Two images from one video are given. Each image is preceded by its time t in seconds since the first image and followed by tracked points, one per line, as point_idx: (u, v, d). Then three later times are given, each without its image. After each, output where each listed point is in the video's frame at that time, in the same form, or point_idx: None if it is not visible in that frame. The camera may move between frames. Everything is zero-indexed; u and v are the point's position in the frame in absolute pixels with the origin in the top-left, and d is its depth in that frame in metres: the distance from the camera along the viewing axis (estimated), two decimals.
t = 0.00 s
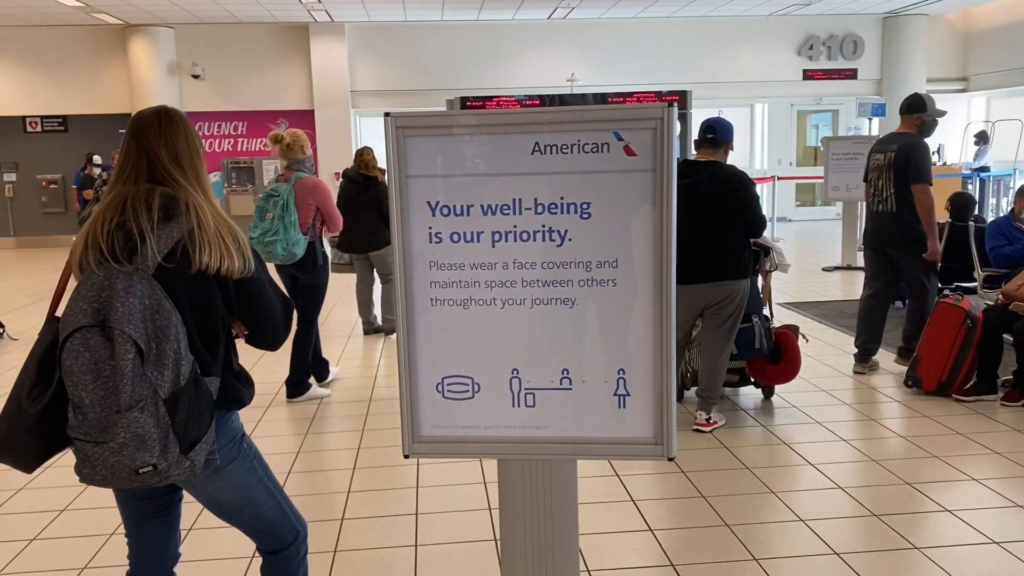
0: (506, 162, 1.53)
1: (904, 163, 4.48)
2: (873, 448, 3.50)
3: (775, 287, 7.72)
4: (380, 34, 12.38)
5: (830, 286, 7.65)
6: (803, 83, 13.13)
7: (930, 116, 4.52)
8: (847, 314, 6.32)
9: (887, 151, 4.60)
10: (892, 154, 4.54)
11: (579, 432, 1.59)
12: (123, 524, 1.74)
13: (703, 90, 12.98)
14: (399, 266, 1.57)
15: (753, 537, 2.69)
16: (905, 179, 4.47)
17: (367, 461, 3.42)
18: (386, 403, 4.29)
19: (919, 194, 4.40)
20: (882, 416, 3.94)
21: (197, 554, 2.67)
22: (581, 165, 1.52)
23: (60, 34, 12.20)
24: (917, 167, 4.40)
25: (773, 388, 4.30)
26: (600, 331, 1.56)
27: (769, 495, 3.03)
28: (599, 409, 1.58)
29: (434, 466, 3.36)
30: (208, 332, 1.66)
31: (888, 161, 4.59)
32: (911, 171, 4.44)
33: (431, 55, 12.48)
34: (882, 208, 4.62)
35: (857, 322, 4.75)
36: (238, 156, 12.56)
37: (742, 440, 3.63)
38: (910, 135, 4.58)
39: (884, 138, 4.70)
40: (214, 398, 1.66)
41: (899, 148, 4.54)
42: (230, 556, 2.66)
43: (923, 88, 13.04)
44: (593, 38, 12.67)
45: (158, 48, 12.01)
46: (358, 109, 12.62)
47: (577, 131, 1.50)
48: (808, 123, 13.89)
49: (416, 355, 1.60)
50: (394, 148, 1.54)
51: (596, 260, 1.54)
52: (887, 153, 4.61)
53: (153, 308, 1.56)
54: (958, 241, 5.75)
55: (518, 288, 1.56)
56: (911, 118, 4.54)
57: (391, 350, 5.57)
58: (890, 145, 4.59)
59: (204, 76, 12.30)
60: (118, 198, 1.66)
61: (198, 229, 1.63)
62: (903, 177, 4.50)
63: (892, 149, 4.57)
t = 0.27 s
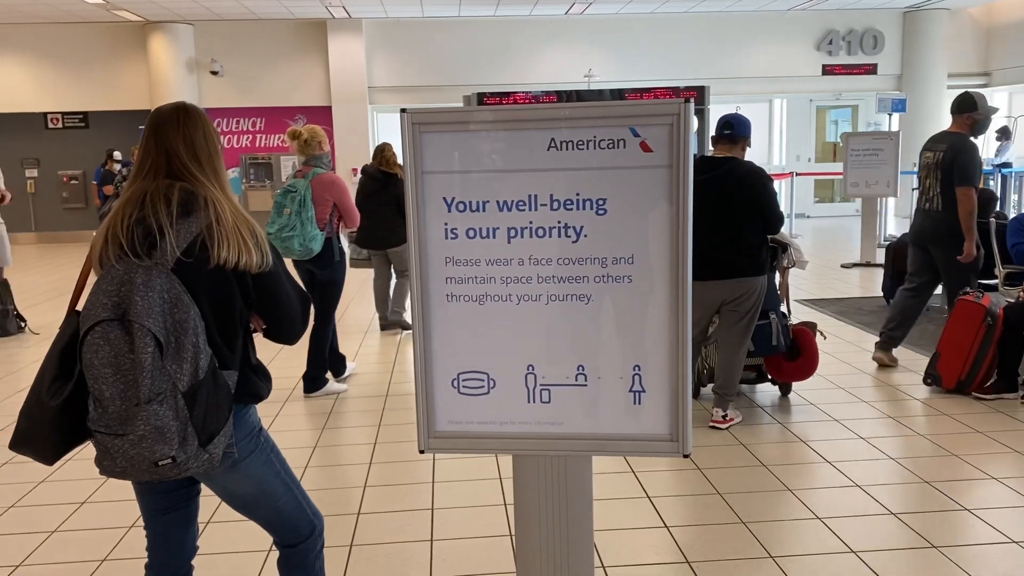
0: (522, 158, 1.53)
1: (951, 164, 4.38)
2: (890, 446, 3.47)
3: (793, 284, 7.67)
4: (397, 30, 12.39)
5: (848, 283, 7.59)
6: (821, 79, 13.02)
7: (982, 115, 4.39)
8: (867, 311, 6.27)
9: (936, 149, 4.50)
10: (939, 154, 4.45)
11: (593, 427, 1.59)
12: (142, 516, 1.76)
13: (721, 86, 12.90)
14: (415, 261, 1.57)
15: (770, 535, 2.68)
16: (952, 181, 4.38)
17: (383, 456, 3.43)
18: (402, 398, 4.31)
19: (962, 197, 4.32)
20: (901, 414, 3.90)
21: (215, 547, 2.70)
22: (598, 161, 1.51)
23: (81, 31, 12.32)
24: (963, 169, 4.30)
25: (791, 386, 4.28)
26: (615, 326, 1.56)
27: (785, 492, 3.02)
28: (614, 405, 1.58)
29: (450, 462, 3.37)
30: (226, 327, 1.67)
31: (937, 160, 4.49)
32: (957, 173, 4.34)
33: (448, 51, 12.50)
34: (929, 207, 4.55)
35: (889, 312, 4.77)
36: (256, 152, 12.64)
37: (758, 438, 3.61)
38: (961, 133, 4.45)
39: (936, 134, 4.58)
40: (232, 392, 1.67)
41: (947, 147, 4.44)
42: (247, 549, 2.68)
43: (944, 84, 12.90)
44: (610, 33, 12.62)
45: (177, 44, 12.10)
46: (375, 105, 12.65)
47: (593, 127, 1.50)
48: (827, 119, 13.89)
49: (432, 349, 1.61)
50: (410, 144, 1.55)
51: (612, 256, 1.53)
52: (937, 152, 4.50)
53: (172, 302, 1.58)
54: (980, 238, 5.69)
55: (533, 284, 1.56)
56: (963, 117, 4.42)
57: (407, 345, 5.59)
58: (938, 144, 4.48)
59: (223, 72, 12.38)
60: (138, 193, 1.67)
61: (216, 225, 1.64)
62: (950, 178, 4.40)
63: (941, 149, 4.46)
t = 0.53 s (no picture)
0: (538, 153, 1.53)
1: (1007, 154, 4.40)
2: (910, 443, 3.44)
3: (813, 280, 7.61)
4: (415, 25, 12.40)
5: (869, 279, 7.52)
6: (841, 72, 12.90)
7: None
8: (887, 307, 6.21)
9: (989, 141, 4.51)
10: (993, 145, 4.47)
11: (610, 423, 1.59)
12: (162, 508, 1.77)
13: (740, 79, 12.80)
14: (431, 257, 1.58)
15: (787, 531, 2.67)
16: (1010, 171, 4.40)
17: (401, 450, 3.45)
18: (420, 392, 4.32)
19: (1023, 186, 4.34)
20: (921, 411, 3.87)
21: (235, 540, 2.72)
22: (614, 157, 1.51)
23: (102, 27, 12.43)
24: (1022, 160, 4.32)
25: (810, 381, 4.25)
26: (632, 322, 1.55)
27: (804, 489, 3.00)
28: (630, 401, 1.58)
29: (467, 457, 3.38)
30: (246, 321, 1.69)
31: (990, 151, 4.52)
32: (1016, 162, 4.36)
33: (466, 45, 12.50)
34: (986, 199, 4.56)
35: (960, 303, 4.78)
36: (274, 147, 12.70)
37: (777, 434, 3.59)
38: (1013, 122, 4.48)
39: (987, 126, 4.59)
40: (251, 385, 1.68)
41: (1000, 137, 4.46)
42: (266, 542, 2.71)
43: (967, 77, 12.74)
44: (628, 26, 12.55)
45: (196, 40, 12.18)
46: (393, 100, 12.68)
47: (610, 122, 1.49)
48: (847, 112, 13.69)
49: (449, 344, 1.61)
50: (427, 140, 1.55)
51: (628, 251, 1.53)
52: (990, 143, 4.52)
53: (192, 296, 1.59)
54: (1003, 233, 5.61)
55: (550, 279, 1.56)
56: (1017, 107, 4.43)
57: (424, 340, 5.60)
58: (991, 135, 4.50)
59: (242, 68, 12.46)
60: (158, 189, 1.69)
61: (236, 219, 1.66)
62: (1007, 168, 4.42)
63: (993, 139, 4.49)
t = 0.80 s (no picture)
0: (560, 147, 1.52)
1: None
2: (934, 440, 3.40)
3: (836, 275, 7.54)
4: (437, 19, 12.41)
5: (893, 274, 7.43)
6: (867, 65, 12.74)
7: None
8: (912, 302, 6.14)
9: None
10: None
11: (630, 418, 1.58)
12: (185, 499, 1.79)
13: (764, 72, 12.68)
14: (451, 251, 1.58)
15: (808, 527, 2.65)
16: None
17: (421, 443, 3.46)
18: (440, 386, 4.33)
19: None
20: (946, 407, 3.82)
21: (257, 532, 2.75)
22: (635, 151, 1.50)
23: (128, 22, 12.55)
24: None
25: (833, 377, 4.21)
26: (653, 317, 1.55)
27: (825, 485, 2.98)
28: (651, 396, 1.58)
29: (487, 450, 3.39)
30: (268, 314, 1.70)
31: None
32: None
33: (487, 38, 12.48)
34: None
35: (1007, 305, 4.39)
36: (297, 141, 12.77)
37: (798, 430, 3.57)
38: None
39: None
40: (274, 377, 1.70)
41: None
42: (287, 534, 2.73)
43: (995, 69, 12.54)
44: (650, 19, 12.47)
45: (220, 35, 12.28)
46: (414, 94, 12.69)
47: (631, 116, 1.49)
48: (873, 105, 13.58)
49: (469, 338, 1.62)
50: (448, 134, 1.55)
51: (649, 246, 1.52)
52: None
53: (216, 289, 1.61)
54: None
55: (570, 274, 1.56)
56: None
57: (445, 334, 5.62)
58: None
59: (265, 62, 12.52)
60: (182, 182, 1.70)
61: (259, 213, 1.67)
62: None
63: None
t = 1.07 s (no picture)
0: (584, 141, 1.52)
1: None
2: (964, 438, 3.35)
3: (865, 270, 7.45)
4: (463, 13, 12.41)
5: (923, 269, 7.32)
6: (898, 57, 12.55)
7: None
8: (942, 298, 6.05)
9: None
10: None
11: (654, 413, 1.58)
12: (212, 490, 1.81)
13: (792, 64, 12.54)
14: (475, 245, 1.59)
15: (834, 525, 2.63)
16: None
17: (446, 437, 3.48)
18: (464, 380, 4.35)
19: None
20: (977, 405, 3.76)
21: (282, 523, 2.78)
22: (661, 145, 1.49)
23: (158, 18, 12.70)
24: None
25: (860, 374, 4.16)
26: (678, 312, 1.54)
27: (852, 483, 2.95)
28: (676, 392, 1.57)
29: (511, 445, 3.39)
30: (294, 307, 1.71)
31: None
32: None
33: (513, 32, 12.47)
34: None
35: None
36: (323, 136, 12.85)
37: (826, 426, 3.53)
38: None
39: None
40: (299, 370, 1.72)
41: None
42: (313, 526, 2.76)
43: None
44: (677, 11, 12.38)
45: (248, 30, 12.38)
46: (440, 88, 12.71)
47: (656, 110, 1.48)
48: (903, 98, 13.39)
49: (493, 333, 1.62)
50: (472, 129, 1.55)
51: (674, 241, 1.51)
52: None
53: (243, 282, 1.63)
54: None
55: (594, 269, 1.55)
56: None
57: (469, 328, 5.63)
58: None
59: (292, 57, 12.60)
60: (210, 177, 1.72)
61: (285, 208, 1.68)
62: None
63: None
